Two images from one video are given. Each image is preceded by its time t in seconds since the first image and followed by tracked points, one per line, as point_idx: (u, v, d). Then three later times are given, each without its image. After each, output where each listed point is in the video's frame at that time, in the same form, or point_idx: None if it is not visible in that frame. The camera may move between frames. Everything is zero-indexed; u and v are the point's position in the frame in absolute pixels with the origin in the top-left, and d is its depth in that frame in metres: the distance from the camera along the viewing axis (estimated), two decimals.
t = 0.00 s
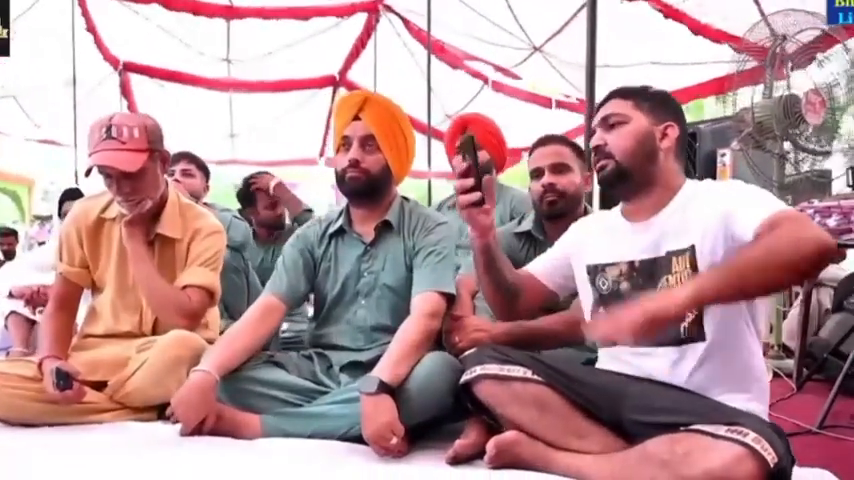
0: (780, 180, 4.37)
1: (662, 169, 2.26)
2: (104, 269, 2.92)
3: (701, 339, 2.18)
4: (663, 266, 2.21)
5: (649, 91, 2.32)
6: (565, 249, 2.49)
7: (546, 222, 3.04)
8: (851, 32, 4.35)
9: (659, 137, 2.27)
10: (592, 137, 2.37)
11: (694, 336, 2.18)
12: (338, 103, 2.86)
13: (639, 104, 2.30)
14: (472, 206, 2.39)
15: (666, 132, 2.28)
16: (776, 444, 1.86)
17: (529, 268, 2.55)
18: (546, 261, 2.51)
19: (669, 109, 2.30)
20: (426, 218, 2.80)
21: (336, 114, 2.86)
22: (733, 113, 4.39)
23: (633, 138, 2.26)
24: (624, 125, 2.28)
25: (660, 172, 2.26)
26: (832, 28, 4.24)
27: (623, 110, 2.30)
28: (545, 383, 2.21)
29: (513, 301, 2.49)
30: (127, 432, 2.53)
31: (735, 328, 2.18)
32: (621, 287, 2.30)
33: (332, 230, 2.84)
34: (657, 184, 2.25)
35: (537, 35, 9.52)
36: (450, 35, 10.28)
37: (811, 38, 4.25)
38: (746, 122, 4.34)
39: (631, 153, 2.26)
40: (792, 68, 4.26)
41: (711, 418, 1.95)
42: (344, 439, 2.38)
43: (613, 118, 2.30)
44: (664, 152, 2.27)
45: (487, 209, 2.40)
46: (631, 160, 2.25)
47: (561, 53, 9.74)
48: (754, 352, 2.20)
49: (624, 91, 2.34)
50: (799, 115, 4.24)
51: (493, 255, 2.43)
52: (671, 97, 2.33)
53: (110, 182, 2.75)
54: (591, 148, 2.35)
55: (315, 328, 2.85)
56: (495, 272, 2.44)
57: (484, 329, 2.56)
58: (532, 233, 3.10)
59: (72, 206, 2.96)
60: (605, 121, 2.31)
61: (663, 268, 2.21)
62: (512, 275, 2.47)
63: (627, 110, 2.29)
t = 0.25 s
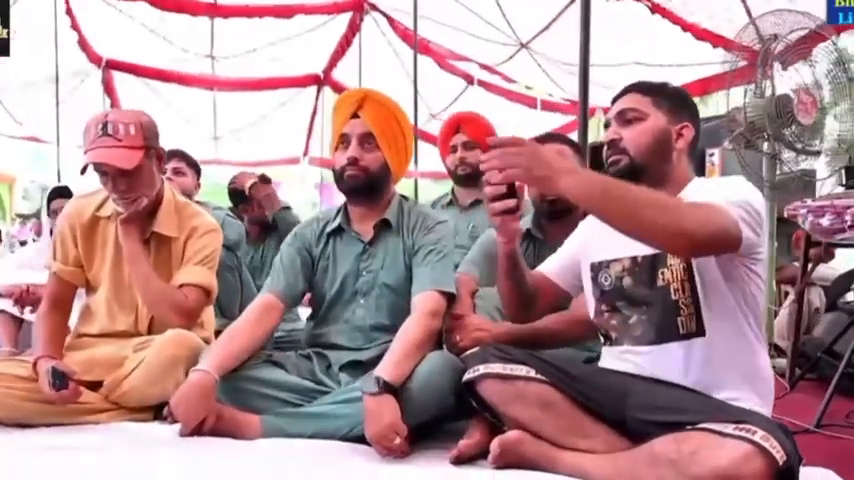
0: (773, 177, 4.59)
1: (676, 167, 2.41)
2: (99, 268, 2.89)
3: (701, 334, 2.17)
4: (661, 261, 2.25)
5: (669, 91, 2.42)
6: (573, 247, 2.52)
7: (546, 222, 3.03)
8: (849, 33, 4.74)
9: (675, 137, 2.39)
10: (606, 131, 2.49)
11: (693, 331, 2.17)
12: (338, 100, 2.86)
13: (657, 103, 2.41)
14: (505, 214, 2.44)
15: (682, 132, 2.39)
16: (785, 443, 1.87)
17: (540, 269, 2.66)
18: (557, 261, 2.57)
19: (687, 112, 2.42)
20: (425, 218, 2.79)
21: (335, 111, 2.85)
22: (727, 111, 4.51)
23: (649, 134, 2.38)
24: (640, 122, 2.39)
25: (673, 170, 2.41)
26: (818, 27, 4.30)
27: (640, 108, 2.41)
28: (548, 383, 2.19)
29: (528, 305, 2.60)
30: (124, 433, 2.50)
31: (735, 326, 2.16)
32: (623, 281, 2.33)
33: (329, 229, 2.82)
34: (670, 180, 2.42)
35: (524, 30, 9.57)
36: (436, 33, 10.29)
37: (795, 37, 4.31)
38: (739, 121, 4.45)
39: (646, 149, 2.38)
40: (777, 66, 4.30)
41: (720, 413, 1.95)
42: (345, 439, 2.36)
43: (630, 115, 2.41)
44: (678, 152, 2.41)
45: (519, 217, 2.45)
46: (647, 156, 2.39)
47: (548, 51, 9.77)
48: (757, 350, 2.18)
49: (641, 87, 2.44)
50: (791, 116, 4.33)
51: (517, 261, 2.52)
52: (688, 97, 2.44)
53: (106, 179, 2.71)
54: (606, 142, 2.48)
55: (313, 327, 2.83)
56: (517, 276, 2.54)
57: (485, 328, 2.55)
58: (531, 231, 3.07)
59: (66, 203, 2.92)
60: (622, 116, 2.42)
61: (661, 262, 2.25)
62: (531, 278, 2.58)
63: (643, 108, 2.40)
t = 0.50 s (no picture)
0: (769, 178, 4.60)
1: (676, 166, 2.34)
2: (99, 267, 2.86)
3: (707, 330, 2.13)
4: (665, 258, 2.21)
5: (667, 90, 2.36)
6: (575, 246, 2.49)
7: (550, 220, 3.00)
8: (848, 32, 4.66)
9: (675, 135, 2.32)
10: (606, 131, 2.42)
11: (699, 327, 2.13)
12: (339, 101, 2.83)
13: (656, 103, 2.35)
14: (506, 214, 2.37)
15: (682, 130, 2.33)
16: (802, 443, 1.85)
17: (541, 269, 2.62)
18: (558, 261, 2.55)
19: (686, 110, 2.35)
20: (428, 217, 2.77)
21: (337, 110, 2.82)
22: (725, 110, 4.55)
23: (649, 134, 2.31)
24: (640, 122, 2.33)
25: (674, 170, 2.34)
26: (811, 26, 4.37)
27: (639, 108, 2.34)
28: (556, 382, 2.17)
29: (533, 307, 2.55)
30: (125, 433, 2.47)
31: (739, 320, 2.13)
32: (627, 279, 2.28)
33: (332, 228, 2.79)
34: (672, 179, 2.34)
35: (515, 28, 9.64)
36: (428, 29, 10.35)
37: (789, 36, 4.40)
38: (736, 120, 4.49)
39: (646, 149, 2.32)
40: (769, 67, 4.39)
41: (733, 413, 1.93)
42: (350, 440, 2.34)
43: (629, 116, 2.34)
44: (678, 151, 2.34)
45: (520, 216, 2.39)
46: (647, 156, 2.32)
47: (539, 48, 9.82)
48: (761, 345, 2.15)
49: (639, 87, 2.38)
50: (787, 115, 4.36)
51: (520, 260, 2.47)
52: (686, 96, 2.38)
53: (106, 177, 2.68)
54: (606, 142, 2.41)
55: (315, 327, 2.81)
56: (520, 276, 2.49)
57: (491, 328, 2.56)
58: (534, 231, 3.05)
59: (65, 202, 2.89)
60: (621, 116, 2.36)
61: (666, 258, 2.21)
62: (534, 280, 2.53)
63: (643, 107, 2.34)
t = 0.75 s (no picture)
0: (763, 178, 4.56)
1: (682, 162, 2.33)
2: (95, 265, 2.82)
3: (715, 327, 2.11)
4: (671, 255, 2.20)
5: (670, 87, 2.35)
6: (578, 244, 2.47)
7: (551, 217, 3.03)
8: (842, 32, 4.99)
9: (680, 133, 2.32)
10: (610, 129, 2.40)
11: (707, 324, 2.12)
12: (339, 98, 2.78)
13: (660, 100, 2.34)
14: (511, 213, 2.34)
15: (686, 127, 2.32)
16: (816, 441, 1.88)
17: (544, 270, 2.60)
18: (561, 260, 2.53)
19: (689, 107, 2.34)
20: (430, 214, 2.74)
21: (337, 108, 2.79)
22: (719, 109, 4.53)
23: (655, 132, 2.31)
24: (645, 120, 2.32)
25: (679, 166, 2.33)
26: (805, 25, 4.33)
27: (643, 106, 2.34)
28: (563, 380, 2.16)
29: (538, 308, 2.52)
30: (125, 434, 2.43)
31: (745, 317, 2.11)
32: (633, 277, 2.27)
33: (333, 226, 2.77)
34: (677, 176, 2.33)
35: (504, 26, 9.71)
36: (416, 27, 10.44)
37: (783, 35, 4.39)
38: (731, 120, 4.47)
39: (652, 147, 2.31)
40: (757, 68, 4.39)
41: (746, 410, 1.95)
42: (355, 439, 2.32)
43: (634, 113, 2.34)
44: (684, 147, 2.33)
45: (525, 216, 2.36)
46: (653, 152, 2.31)
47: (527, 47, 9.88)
48: (768, 342, 2.13)
49: (643, 85, 2.37)
50: (783, 114, 4.38)
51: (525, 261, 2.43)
52: (689, 94, 2.38)
53: (104, 175, 2.64)
54: (610, 140, 2.39)
55: (316, 326, 2.78)
56: (525, 277, 2.46)
57: (495, 326, 2.56)
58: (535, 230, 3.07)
59: (62, 199, 2.86)
60: (625, 115, 2.35)
61: (672, 256, 2.20)
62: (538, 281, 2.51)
63: (648, 105, 2.33)
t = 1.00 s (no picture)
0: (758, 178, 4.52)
1: (688, 160, 2.32)
2: (91, 264, 2.79)
3: (724, 327, 2.10)
4: (678, 255, 2.19)
5: (674, 85, 2.35)
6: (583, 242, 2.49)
7: (551, 218, 3.03)
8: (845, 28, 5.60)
9: (686, 131, 2.31)
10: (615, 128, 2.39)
11: (716, 325, 2.10)
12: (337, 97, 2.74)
13: (665, 98, 2.34)
14: (518, 212, 2.36)
15: (693, 126, 2.32)
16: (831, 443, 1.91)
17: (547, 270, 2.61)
18: (564, 260, 2.55)
19: (694, 105, 2.34)
20: (431, 212, 2.71)
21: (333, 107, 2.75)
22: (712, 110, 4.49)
23: (662, 131, 2.30)
24: (650, 119, 2.31)
25: (686, 164, 2.32)
26: (795, 24, 4.36)
27: (648, 104, 2.33)
28: (570, 381, 2.15)
29: (541, 307, 2.55)
30: (124, 435, 2.40)
31: (753, 317, 2.11)
32: (639, 277, 2.25)
33: (332, 225, 2.73)
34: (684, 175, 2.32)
35: (489, 22, 9.74)
36: (401, 24, 10.47)
37: (773, 34, 4.41)
38: (723, 120, 4.43)
39: (659, 146, 2.30)
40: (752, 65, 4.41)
41: (759, 411, 1.96)
42: (359, 440, 2.29)
43: (640, 112, 2.33)
44: (690, 146, 2.33)
45: (530, 215, 2.39)
46: (660, 151, 2.30)
47: (513, 41, 9.88)
48: (775, 343, 2.12)
49: (648, 84, 2.36)
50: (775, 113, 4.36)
51: (529, 261, 2.46)
52: (694, 93, 2.38)
53: (101, 172, 2.61)
54: (615, 139, 2.38)
55: (316, 325, 2.74)
56: (529, 277, 2.48)
57: (497, 325, 2.53)
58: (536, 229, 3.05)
59: (56, 197, 2.82)
60: (630, 113, 2.34)
61: (679, 256, 2.19)
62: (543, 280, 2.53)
63: (654, 104, 2.32)
